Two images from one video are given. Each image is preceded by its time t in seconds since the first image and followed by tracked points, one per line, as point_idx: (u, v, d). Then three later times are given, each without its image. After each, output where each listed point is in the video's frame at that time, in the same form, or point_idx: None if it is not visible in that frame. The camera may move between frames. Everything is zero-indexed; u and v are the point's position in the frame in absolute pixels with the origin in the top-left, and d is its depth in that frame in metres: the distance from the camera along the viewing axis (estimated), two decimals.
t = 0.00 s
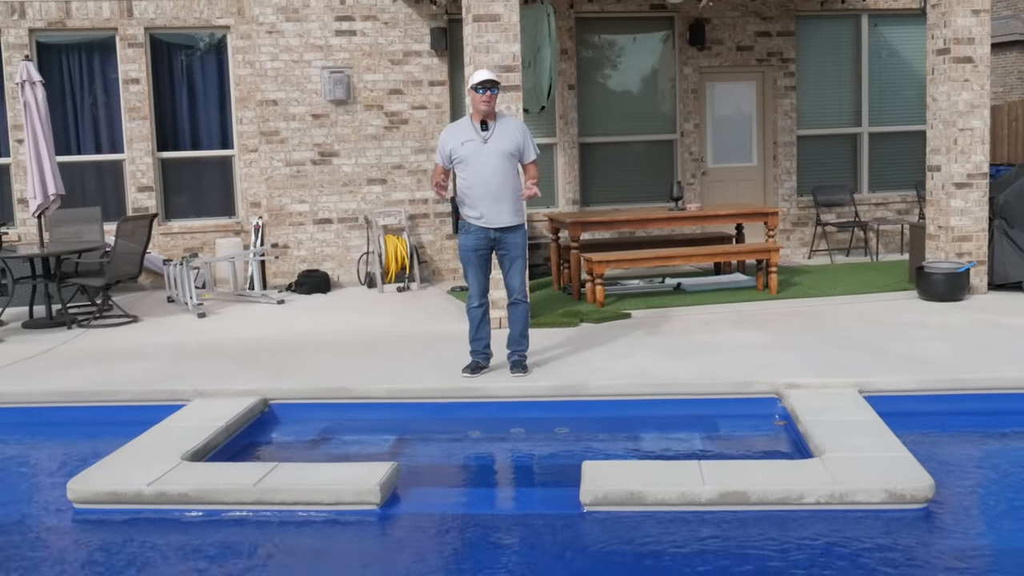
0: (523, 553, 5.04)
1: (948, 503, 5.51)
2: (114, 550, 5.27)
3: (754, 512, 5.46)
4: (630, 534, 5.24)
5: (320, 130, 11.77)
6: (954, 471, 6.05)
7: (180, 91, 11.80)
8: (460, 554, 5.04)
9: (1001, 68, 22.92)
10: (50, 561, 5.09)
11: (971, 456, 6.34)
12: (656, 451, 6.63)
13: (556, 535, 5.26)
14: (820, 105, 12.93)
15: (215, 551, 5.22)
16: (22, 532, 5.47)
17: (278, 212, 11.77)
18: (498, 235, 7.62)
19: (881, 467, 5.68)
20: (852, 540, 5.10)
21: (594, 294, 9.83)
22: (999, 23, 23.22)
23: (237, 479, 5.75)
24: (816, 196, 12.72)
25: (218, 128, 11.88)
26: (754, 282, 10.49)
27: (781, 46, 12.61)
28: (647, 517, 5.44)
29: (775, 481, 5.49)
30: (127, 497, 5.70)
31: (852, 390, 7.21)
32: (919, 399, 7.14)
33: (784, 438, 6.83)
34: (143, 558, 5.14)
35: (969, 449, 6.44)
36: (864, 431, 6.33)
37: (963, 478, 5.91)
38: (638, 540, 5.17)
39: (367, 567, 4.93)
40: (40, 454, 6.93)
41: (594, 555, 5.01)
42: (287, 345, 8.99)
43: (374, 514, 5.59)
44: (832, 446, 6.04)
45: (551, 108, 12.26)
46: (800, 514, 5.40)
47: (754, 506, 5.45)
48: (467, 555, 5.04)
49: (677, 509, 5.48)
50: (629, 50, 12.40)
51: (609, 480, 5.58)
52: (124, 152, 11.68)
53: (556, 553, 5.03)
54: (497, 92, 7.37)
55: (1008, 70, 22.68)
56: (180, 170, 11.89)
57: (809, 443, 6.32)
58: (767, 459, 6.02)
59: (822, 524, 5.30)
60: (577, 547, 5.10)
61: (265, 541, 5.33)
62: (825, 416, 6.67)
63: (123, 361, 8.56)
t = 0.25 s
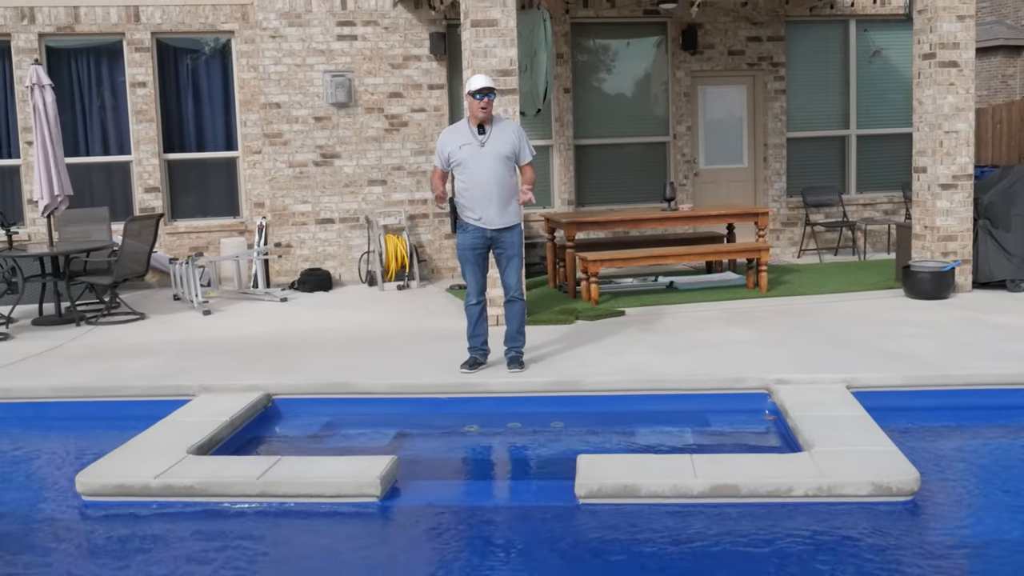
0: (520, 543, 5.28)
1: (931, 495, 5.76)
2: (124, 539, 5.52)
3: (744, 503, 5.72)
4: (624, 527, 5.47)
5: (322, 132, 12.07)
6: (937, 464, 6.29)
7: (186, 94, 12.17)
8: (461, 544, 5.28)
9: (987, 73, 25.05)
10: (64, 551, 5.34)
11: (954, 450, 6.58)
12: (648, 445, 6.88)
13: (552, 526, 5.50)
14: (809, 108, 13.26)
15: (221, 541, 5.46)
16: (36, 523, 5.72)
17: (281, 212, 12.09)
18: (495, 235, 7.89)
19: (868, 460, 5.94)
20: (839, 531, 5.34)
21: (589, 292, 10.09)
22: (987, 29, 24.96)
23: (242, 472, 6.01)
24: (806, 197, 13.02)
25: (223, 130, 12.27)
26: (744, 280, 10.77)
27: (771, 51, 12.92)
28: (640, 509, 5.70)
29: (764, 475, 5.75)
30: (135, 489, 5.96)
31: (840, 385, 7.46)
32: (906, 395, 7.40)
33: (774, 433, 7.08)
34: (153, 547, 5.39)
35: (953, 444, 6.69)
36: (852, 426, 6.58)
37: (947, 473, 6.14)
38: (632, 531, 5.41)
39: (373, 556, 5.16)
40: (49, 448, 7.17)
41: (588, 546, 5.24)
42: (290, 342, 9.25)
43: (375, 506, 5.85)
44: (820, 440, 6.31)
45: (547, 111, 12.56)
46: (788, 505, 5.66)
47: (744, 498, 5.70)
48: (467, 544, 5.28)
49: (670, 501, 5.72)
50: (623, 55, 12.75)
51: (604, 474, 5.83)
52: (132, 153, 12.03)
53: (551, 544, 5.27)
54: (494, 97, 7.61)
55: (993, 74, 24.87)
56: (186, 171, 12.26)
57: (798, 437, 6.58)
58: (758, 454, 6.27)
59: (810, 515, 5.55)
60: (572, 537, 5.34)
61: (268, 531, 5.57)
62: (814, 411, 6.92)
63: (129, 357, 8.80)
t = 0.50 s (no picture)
0: (518, 538, 5.41)
1: (922, 491, 5.89)
2: (129, 534, 5.65)
3: (739, 499, 5.86)
4: (621, 522, 5.61)
5: (323, 133, 12.21)
6: (928, 461, 6.42)
7: (189, 95, 12.33)
8: (461, 539, 5.42)
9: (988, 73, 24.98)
10: (71, 545, 5.47)
11: (945, 447, 6.71)
12: (643, 441, 7.01)
13: (550, 522, 5.64)
14: (803, 110, 13.42)
15: (224, 535, 5.60)
16: (43, 518, 5.85)
17: (282, 211, 12.23)
18: (492, 234, 8.03)
19: (861, 457, 6.08)
20: (832, 526, 5.47)
21: (587, 291, 10.23)
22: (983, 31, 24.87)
23: (244, 468, 6.14)
24: (800, 197, 13.18)
25: (226, 131, 12.43)
26: (739, 279, 10.92)
27: (766, 53, 13.07)
28: (636, 504, 5.84)
29: (758, 472, 5.89)
30: (139, 485, 6.09)
31: (834, 383, 7.60)
32: (900, 393, 7.54)
33: (768, 429, 7.22)
34: (158, 542, 5.52)
35: (945, 441, 6.83)
36: (845, 423, 6.72)
37: (939, 470, 6.27)
38: (629, 526, 5.55)
39: (375, 551, 5.29)
40: (53, 445, 7.30)
41: (585, 541, 5.37)
42: (292, 340, 9.38)
43: (374, 502, 5.98)
44: (813, 437, 6.45)
45: (545, 112, 12.70)
46: (782, 501, 5.80)
47: (738, 494, 5.84)
48: (466, 540, 5.41)
49: (665, 497, 5.86)
50: (619, 57, 12.89)
51: (601, 470, 5.98)
52: (135, 154, 12.18)
53: (548, 539, 5.40)
54: (493, 98, 7.75)
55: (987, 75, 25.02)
56: (189, 171, 12.41)
57: (792, 434, 6.73)
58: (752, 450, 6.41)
59: (802, 511, 5.69)
60: (569, 533, 5.47)
61: (269, 527, 5.71)
62: (807, 408, 7.06)
63: (133, 355, 8.92)
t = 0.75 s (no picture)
0: (516, 537, 5.43)
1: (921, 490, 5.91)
2: (128, 533, 5.67)
3: (738, 497, 5.87)
4: (619, 520, 5.63)
5: (323, 132, 12.24)
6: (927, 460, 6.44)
7: (189, 94, 12.35)
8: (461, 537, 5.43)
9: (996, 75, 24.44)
10: (71, 543, 5.49)
11: (944, 445, 6.73)
12: (642, 440, 7.03)
13: (549, 521, 5.65)
14: (802, 109, 13.45)
15: (223, 534, 5.62)
16: (43, 516, 5.87)
17: (282, 210, 12.25)
18: (492, 233, 8.04)
19: (860, 455, 6.10)
20: (831, 524, 5.50)
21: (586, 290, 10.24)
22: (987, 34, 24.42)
23: (244, 466, 6.17)
24: (798, 196, 13.22)
25: (226, 130, 12.45)
26: (738, 278, 10.95)
27: (765, 52, 13.09)
28: (635, 502, 5.86)
29: (756, 470, 5.91)
30: (139, 484, 6.11)
31: (833, 382, 7.62)
32: (899, 392, 7.56)
33: (767, 427, 7.24)
34: (158, 540, 5.54)
35: (944, 439, 6.84)
36: (844, 422, 6.74)
37: (937, 468, 6.28)
38: (626, 524, 5.58)
39: (375, 549, 5.31)
40: (53, 443, 7.31)
41: (582, 539, 5.39)
42: (291, 338, 9.40)
43: (373, 500, 5.99)
44: (813, 435, 6.47)
45: (545, 111, 12.72)
46: (781, 500, 5.82)
47: (737, 492, 5.86)
48: (465, 539, 5.42)
49: (664, 496, 5.88)
50: (619, 56, 12.92)
51: (600, 469, 6.00)
52: (135, 152, 12.20)
53: (547, 538, 5.42)
54: (493, 96, 7.77)
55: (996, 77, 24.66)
56: (189, 170, 12.44)
57: (791, 432, 6.75)
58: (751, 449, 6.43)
59: (800, 508, 5.71)
60: (567, 532, 5.49)
61: (268, 525, 5.73)
62: (806, 406, 7.08)
63: (133, 354, 8.93)
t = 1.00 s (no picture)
0: (515, 535, 5.43)
1: (920, 488, 5.92)
2: (128, 531, 5.66)
3: (738, 496, 5.87)
4: (619, 519, 5.62)
5: (323, 130, 12.23)
6: (927, 459, 6.45)
7: (189, 92, 12.35)
8: (461, 536, 5.43)
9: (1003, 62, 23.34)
10: (70, 542, 5.49)
11: (943, 444, 6.73)
12: (641, 438, 7.03)
13: (549, 519, 5.65)
14: (801, 108, 13.45)
15: (223, 532, 5.62)
16: (41, 515, 5.86)
17: (282, 209, 12.25)
18: (491, 231, 8.04)
19: (860, 453, 6.10)
20: (830, 523, 5.50)
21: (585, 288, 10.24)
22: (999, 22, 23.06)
23: (243, 465, 6.16)
24: (798, 195, 13.23)
25: (225, 128, 12.45)
26: (738, 277, 10.95)
27: (765, 51, 13.09)
28: (635, 501, 5.86)
29: (756, 469, 5.91)
30: (138, 482, 6.11)
31: (832, 380, 7.62)
32: (899, 390, 7.56)
33: (766, 426, 7.24)
34: (157, 538, 5.53)
35: (944, 438, 6.84)
36: (843, 420, 6.74)
37: (936, 467, 6.29)
38: (626, 522, 5.58)
39: (374, 548, 5.31)
40: (51, 442, 7.31)
41: (582, 538, 5.38)
42: (290, 337, 9.40)
43: (373, 499, 5.99)
44: (812, 434, 6.47)
45: (544, 110, 12.72)
46: (781, 498, 5.82)
47: (737, 491, 5.86)
48: (465, 537, 5.42)
49: (664, 494, 5.88)
50: (619, 55, 12.92)
51: (599, 467, 6.00)
52: (135, 151, 12.20)
53: (547, 537, 5.41)
54: (493, 94, 7.76)
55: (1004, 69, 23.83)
56: (188, 168, 12.43)
57: (790, 431, 6.75)
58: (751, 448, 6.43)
59: (799, 507, 5.71)
60: (567, 530, 5.49)
61: (267, 523, 5.73)
62: (805, 405, 7.08)
63: (132, 352, 8.93)
